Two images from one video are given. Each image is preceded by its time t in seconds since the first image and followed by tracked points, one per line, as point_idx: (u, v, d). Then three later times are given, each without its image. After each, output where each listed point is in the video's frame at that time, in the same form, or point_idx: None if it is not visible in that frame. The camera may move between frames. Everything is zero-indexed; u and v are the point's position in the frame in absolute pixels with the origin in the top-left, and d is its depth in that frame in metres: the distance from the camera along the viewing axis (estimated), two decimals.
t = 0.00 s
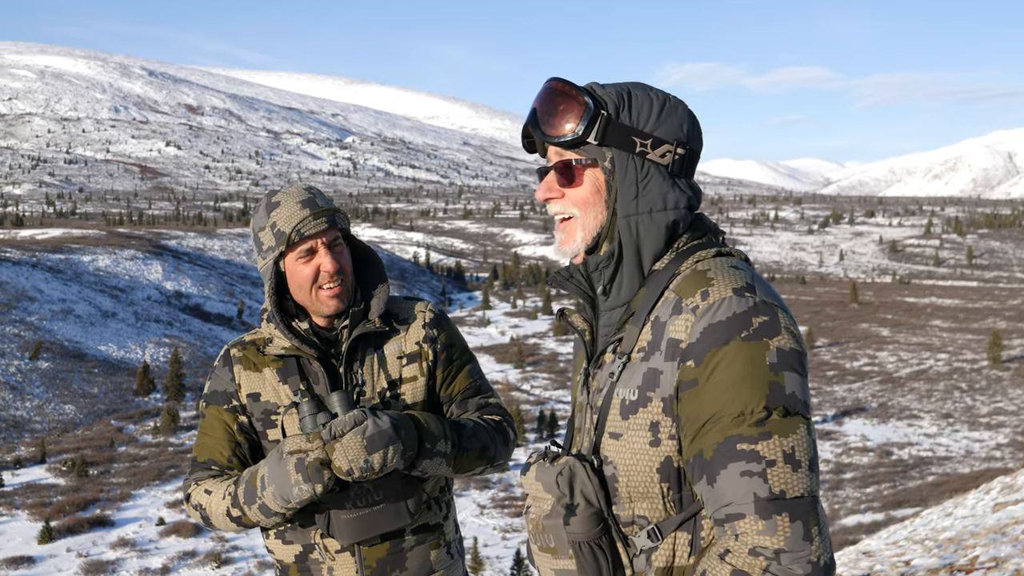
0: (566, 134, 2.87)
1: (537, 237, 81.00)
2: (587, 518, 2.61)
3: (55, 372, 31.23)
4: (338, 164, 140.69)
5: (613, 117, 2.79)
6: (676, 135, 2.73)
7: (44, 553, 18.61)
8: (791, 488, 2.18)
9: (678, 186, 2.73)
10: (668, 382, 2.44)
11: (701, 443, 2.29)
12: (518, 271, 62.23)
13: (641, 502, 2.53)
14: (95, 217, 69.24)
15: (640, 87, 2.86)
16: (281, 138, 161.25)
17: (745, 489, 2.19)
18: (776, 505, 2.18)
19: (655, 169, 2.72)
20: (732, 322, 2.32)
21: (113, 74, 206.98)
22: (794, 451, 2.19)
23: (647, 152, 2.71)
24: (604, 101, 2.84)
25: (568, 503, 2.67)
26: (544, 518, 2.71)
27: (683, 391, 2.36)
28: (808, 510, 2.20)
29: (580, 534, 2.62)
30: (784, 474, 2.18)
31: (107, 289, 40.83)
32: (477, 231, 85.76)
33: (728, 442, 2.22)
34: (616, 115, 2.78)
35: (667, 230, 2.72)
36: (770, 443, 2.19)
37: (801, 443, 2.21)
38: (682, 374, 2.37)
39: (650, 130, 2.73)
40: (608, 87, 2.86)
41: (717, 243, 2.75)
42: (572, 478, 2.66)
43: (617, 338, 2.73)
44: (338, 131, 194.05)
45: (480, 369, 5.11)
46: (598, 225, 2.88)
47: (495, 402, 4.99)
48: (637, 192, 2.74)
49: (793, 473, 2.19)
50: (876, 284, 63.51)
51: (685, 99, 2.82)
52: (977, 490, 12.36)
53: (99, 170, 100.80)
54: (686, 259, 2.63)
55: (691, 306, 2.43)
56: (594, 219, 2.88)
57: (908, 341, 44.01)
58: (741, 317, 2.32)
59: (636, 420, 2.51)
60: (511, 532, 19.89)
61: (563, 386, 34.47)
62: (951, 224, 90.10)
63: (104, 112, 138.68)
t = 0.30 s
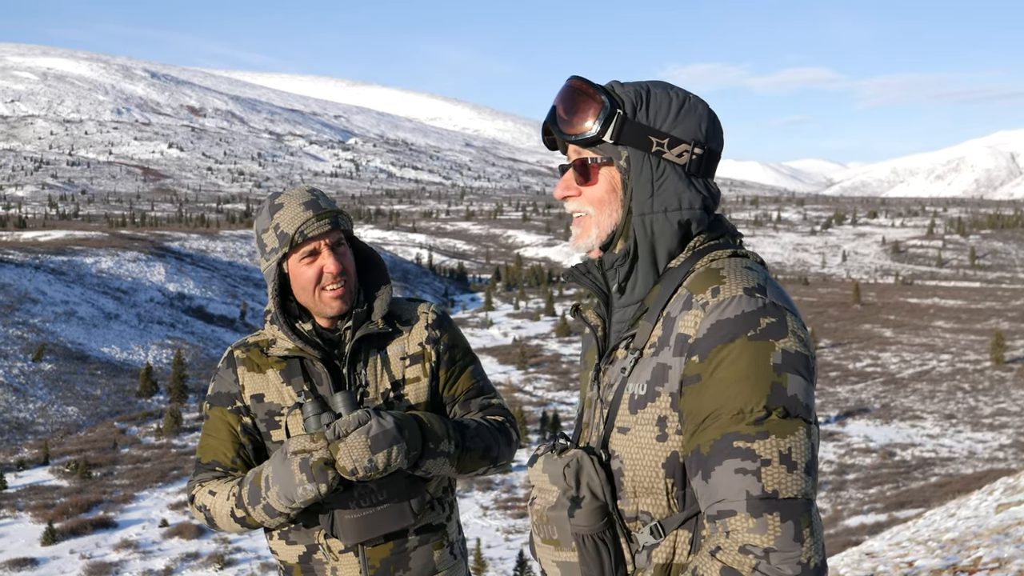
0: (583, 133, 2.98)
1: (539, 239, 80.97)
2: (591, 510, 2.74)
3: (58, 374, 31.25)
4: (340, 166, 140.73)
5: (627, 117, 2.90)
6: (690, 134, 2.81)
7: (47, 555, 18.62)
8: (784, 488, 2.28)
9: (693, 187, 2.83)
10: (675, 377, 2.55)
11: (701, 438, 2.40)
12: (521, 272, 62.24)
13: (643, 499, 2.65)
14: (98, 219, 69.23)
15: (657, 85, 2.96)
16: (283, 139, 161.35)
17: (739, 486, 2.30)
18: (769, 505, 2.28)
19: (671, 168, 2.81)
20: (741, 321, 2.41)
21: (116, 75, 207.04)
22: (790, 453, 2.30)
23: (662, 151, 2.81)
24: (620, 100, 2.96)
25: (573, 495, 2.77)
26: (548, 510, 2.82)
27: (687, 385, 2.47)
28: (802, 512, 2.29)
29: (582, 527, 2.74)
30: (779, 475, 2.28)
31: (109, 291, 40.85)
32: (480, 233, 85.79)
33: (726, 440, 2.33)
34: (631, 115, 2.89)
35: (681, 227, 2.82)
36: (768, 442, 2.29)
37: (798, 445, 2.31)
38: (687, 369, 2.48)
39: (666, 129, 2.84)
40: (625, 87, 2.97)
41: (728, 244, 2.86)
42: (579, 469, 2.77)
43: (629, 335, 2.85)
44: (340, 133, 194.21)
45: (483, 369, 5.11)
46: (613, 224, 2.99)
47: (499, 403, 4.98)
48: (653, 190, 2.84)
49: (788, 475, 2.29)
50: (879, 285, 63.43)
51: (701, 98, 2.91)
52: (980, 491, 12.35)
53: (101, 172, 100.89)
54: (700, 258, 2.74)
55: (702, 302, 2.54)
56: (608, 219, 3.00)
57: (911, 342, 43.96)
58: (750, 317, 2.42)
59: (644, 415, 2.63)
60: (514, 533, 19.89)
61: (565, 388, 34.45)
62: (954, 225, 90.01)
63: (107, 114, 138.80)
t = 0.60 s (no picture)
0: (595, 130, 2.99)
1: (541, 240, 80.96)
2: (584, 504, 2.75)
3: (61, 375, 31.27)
4: (342, 167, 140.82)
5: (638, 116, 2.90)
6: (701, 134, 2.81)
7: (51, 556, 18.63)
8: (775, 488, 2.28)
9: (703, 186, 2.82)
10: (674, 374, 2.55)
11: (696, 437, 2.40)
12: (523, 273, 62.23)
13: (636, 497, 2.66)
14: (101, 220, 69.29)
15: (670, 86, 2.95)
16: (286, 141, 161.52)
17: (731, 485, 2.29)
18: (759, 504, 2.27)
19: (681, 168, 2.81)
20: (742, 322, 2.41)
21: (118, 77, 207.20)
22: (786, 455, 2.28)
23: (673, 150, 2.81)
24: (632, 98, 2.96)
25: (567, 489, 2.78)
26: (542, 502, 2.83)
27: (685, 382, 2.47)
28: (792, 514, 2.29)
29: (574, 520, 2.75)
30: (771, 474, 2.28)
31: (112, 293, 40.86)
32: (482, 234, 85.80)
33: (723, 437, 2.32)
34: (641, 115, 2.90)
35: (689, 227, 2.83)
36: (761, 443, 2.29)
37: (793, 448, 2.30)
38: (686, 367, 2.48)
39: (677, 129, 2.83)
40: (638, 85, 2.97)
41: (734, 246, 2.86)
42: (574, 464, 2.79)
43: (631, 332, 2.86)
44: (343, 134, 194.33)
45: (488, 369, 5.10)
46: (621, 222, 3.02)
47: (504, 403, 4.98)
48: (662, 189, 2.84)
49: (781, 476, 2.28)
50: (882, 286, 63.43)
51: (714, 99, 2.90)
52: (985, 493, 12.35)
53: (104, 174, 100.98)
54: (705, 259, 2.74)
55: (703, 301, 2.55)
56: (617, 216, 3.02)
57: (914, 342, 43.95)
58: (750, 317, 2.42)
59: (642, 411, 2.64)
60: (518, 534, 19.89)
61: (569, 389, 34.46)
62: (957, 225, 89.96)
63: (109, 115, 138.92)
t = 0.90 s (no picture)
0: (605, 130, 2.99)
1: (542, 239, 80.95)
2: (582, 504, 2.75)
3: (61, 376, 31.26)
4: (343, 166, 140.79)
5: (649, 116, 2.90)
6: (711, 137, 2.82)
7: (51, 557, 18.61)
8: (778, 495, 2.29)
9: (712, 187, 2.83)
10: (678, 376, 2.55)
11: (699, 440, 2.41)
12: (524, 272, 62.24)
13: (634, 497, 2.66)
14: (102, 221, 69.27)
15: (682, 86, 2.95)
16: (286, 140, 161.52)
17: (732, 488, 2.30)
18: (761, 509, 2.28)
19: (691, 169, 2.82)
20: (749, 326, 2.42)
21: (118, 77, 207.10)
22: (788, 461, 2.30)
23: (683, 152, 2.81)
24: (643, 99, 2.96)
25: (564, 486, 2.78)
26: (538, 499, 2.82)
27: (690, 385, 2.48)
28: (793, 520, 2.30)
29: (571, 517, 2.74)
30: (774, 479, 2.29)
31: (112, 293, 40.84)
32: (483, 233, 85.78)
33: (725, 440, 2.33)
34: (652, 115, 2.89)
35: (697, 231, 2.83)
36: (766, 448, 2.29)
37: (796, 454, 2.31)
38: (692, 370, 2.49)
39: (688, 130, 2.83)
40: (648, 87, 2.97)
41: (740, 250, 2.87)
42: (573, 460, 2.79)
43: (635, 332, 2.87)
44: (343, 133, 194.35)
45: (492, 370, 5.10)
46: (630, 221, 3.02)
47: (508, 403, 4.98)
48: (671, 189, 2.84)
49: (784, 481, 2.29)
50: (882, 286, 63.48)
51: (724, 101, 2.91)
52: (985, 493, 12.35)
53: (104, 174, 100.94)
54: (711, 263, 2.74)
55: (712, 304, 2.54)
56: (626, 215, 3.02)
57: (914, 342, 43.97)
58: (759, 323, 2.42)
59: (643, 412, 2.64)
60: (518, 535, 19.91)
61: (570, 389, 34.47)
62: (958, 225, 89.98)
63: (110, 115, 138.87)
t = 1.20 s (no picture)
0: (614, 132, 2.99)
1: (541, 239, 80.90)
2: (580, 501, 2.75)
3: (60, 374, 31.26)
4: (342, 166, 140.74)
5: (658, 118, 2.90)
6: (721, 139, 2.81)
7: (49, 555, 18.61)
8: (771, 501, 2.29)
9: (722, 190, 2.83)
10: (681, 377, 2.55)
11: (696, 441, 2.42)
12: (523, 272, 62.22)
13: (632, 498, 2.67)
14: (101, 219, 69.22)
15: (693, 88, 2.94)
16: (286, 139, 161.46)
17: (727, 492, 2.31)
18: (753, 515, 2.28)
19: (700, 172, 2.81)
20: (753, 332, 2.42)
21: (118, 75, 207.04)
22: (783, 467, 2.30)
23: (692, 154, 2.81)
24: (653, 101, 2.95)
25: (563, 484, 2.79)
26: (537, 496, 2.82)
27: (692, 387, 2.48)
28: (784, 527, 2.30)
29: (569, 515, 2.74)
30: (768, 486, 2.29)
31: (112, 291, 40.83)
32: (482, 233, 85.76)
33: (723, 443, 2.34)
34: (662, 116, 2.89)
35: (704, 233, 2.83)
36: (762, 454, 2.30)
37: (794, 462, 2.31)
38: (695, 373, 2.48)
39: (696, 133, 2.83)
40: (659, 88, 2.96)
41: (747, 257, 2.87)
42: (573, 459, 2.79)
43: (640, 334, 2.87)
44: (343, 132, 194.27)
45: (496, 369, 5.10)
46: (636, 224, 3.03)
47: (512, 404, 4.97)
48: (678, 192, 2.84)
49: (778, 488, 2.30)
50: (881, 287, 63.41)
51: (736, 104, 2.90)
52: (983, 494, 12.36)
53: (103, 172, 100.86)
54: (718, 268, 2.75)
55: (718, 309, 2.54)
56: (632, 219, 3.03)
57: (914, 343, 43.95)
58: (764, 330, 2.42)
59: (644, 413, 2.64)
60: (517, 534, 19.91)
61: (568, 389, 34.46)
62: (958, 226, 89.92)
63: (110, 113, 138.79)
